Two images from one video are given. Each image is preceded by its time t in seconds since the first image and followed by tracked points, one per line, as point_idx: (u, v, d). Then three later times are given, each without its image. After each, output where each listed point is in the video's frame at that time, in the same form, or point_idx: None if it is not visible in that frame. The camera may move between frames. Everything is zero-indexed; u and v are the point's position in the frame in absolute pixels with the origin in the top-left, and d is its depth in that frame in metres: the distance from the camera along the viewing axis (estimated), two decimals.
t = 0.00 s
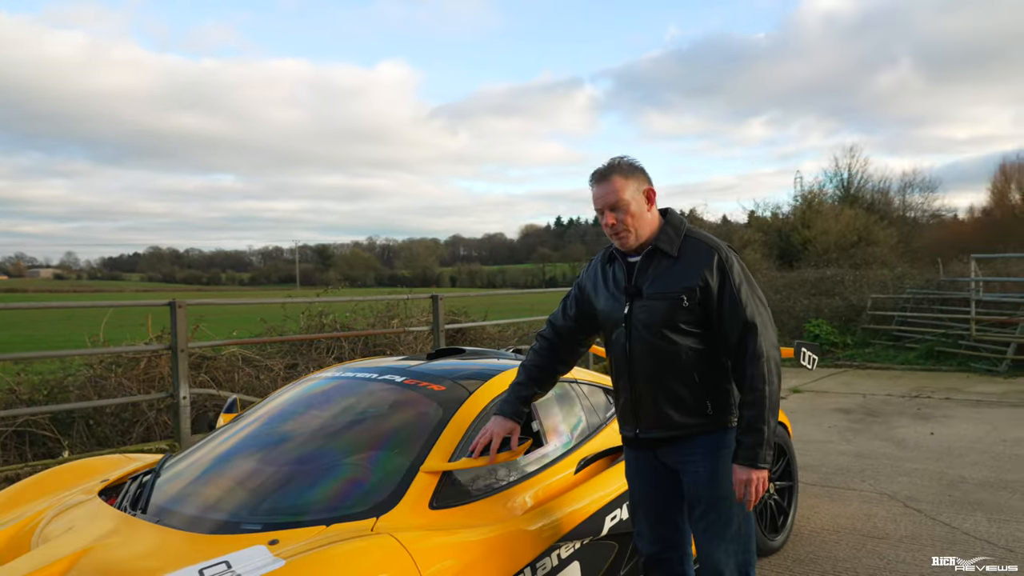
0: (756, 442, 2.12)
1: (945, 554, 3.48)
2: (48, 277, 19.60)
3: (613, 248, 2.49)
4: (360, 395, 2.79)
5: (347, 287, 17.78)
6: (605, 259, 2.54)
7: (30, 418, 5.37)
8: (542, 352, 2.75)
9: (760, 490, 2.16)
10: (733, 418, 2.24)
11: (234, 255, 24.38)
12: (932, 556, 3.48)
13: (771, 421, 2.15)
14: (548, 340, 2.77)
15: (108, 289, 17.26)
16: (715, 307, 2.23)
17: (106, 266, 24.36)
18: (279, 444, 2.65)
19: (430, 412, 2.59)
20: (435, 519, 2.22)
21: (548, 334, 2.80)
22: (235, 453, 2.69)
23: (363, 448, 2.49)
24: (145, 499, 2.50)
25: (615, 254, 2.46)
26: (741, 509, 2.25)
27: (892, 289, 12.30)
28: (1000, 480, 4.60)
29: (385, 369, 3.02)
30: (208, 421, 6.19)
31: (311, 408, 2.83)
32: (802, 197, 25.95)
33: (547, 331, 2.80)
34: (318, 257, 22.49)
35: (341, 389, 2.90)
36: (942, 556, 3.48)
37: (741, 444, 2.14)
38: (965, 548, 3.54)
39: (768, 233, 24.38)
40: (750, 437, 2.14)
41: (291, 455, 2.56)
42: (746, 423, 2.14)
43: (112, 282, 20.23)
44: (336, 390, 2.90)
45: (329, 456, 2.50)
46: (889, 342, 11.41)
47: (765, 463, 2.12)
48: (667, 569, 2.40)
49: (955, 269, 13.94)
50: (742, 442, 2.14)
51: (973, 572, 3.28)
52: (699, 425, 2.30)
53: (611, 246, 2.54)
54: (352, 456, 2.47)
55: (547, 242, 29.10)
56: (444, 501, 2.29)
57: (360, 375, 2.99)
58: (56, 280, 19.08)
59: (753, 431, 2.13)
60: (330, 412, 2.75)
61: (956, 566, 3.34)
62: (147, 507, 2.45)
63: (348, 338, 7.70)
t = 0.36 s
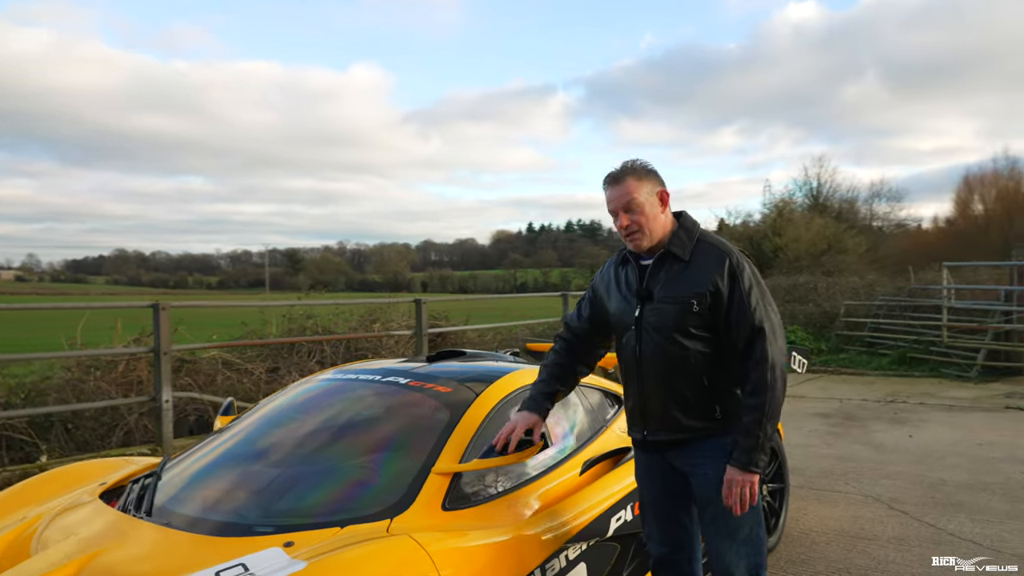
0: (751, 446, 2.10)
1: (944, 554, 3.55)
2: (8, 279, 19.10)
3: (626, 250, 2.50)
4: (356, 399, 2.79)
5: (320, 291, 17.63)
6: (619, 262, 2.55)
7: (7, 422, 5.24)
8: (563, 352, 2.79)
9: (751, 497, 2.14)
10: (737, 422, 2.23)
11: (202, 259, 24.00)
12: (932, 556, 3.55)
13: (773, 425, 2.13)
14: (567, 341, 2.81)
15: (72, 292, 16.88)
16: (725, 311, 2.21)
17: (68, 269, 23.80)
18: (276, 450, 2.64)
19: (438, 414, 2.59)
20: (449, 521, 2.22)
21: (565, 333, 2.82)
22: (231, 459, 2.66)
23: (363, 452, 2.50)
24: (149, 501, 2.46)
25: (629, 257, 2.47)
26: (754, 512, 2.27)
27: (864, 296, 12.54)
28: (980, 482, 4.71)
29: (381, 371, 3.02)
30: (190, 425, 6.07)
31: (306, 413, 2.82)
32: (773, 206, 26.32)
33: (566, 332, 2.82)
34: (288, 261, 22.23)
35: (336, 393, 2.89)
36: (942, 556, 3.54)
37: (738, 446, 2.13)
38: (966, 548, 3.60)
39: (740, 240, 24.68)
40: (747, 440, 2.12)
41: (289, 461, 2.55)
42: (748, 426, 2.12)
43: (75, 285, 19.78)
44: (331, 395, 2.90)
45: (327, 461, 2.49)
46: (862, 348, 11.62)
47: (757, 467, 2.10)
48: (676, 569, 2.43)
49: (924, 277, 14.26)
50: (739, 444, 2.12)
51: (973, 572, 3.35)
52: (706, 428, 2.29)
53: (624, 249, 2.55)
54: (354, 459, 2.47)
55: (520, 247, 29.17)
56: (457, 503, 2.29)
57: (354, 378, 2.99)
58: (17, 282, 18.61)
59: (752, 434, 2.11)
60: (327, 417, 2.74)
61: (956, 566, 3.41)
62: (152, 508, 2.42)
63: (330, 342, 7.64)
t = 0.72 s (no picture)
0: (744, 438, 2.15)
1: (943, 554, 3.47)
2: None
3: (619, 245, 2.57)
4: (331, 401, 2.75)
5: (262, 291, 17.29)
6: (609, 257, 2.61)
7: None
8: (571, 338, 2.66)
9: (743, 490, 2.18)
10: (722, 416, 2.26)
11: (134, 258, 23.24)
12: (932, 556, 3.46)
13: (759, 418, 2.17)
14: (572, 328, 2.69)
15: None
16: (713, 305, 2.28)
17: None
18: (253, 454, 2.59)
19: (425, 411, 2.57)
20: (443, 520, 2.21)
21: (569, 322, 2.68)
22: (205, 463, 2.61)
23: (343, 452, 2.46)
24: (128, 507, 2.39)
25: (621, 252, 2.54)
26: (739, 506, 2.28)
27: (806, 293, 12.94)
28: (930, 471, 4.92)
29: (357, 371, 2.99)
30: (141, 429, 5.88)
31: (279, 417, 2.77)
32: (713, 206, 26.96)
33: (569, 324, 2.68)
34: (225, 261, 21.71)
35: (311, 394, 2.85)
36: (941, 556, 3.46)
37: (728, 440, 2.18)
38: (965, 548, 3.53)
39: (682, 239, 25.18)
40: (738, 433, 2.17)
41: (266, 464, 2.50)
42: (738, 418, 2.17)
43: None
44: (303, 398, 2.85)
45: (307, 462, 2.46)
46: (805, 344, 11.99)
47: (751, 460, 2.15)
48: (658, 563, 2.42)
49: (860, 275, 14.79)
50: (729, 439, 2.17)
51: (974, 572, 3.26)
52: (689, 421, 2.31)
53: (617, 245, 2.61)
54: (336, 459, 2.44)
55: (462, 246, 29.13)
56: (448, 502, 2.27)
57: (328, 379, 2.95)
58: None
59: (742, 427, 2.16)
60: (303, 418, 2.70)
61: (956, 566, 3.32)
62: (131, 513, 2.35)
63: (284, 343, 7.49)
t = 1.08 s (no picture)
0: (741, 429, 2.15)
1: (943, 553, 3.33)
2: None
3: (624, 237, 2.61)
4: (332, 395, 2.76)
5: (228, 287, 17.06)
6: (615, 249, 2.65)
7: None
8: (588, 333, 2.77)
9: (737, 480, 2.18)
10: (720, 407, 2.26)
11: (92, 252, 22.73)
12: (932, 555, 3.33)
13: (756, 409, 2.17)
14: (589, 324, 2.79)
15: None
16: (713, 299, 2.29)
17: None
18: (254, 446, 2.60)
19: (429, 404, 2.59)
20: (452, 508, 2.23)
21: (581, 313, 2.79)
22: (206, 456, 2.61)
23: (345, 445, 2.47)
24: (132, 500, 2.38)
25: (627, 245, 2.58)
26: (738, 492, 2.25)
27: (775, 285, 13.17)
28: (903, 457, 5.07)
29: (357, 364, 3.00)
30: (119, 425, 5.81)
31: (280, 411, 2.77)
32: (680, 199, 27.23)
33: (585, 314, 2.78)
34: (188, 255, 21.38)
35: (312, 387, 2.86)
36: (941, 555, 3.33)
37: (725, 428, 2.18)
38: (969, 547, 3.39)
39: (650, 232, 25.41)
40: (735, 425, 2.17)
41: (267, 459, 2.51)
42: (734, 408, 2.17)
43: None
44: (304, 391, 2.86)
45: (309, 455, 2.47)
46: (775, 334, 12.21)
47: (748, 451, 2.15)
48: (659, 546, 2.44)
49: (825, 267, 15.09)
50: (727, 428, 2.17)
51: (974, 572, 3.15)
52: (687, 410, 2.32)
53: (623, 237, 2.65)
54: (339, 452, 2.45)
55: (428, 239, 29.08)
56: (457, 491, 2.30)
57: (327, 372, 2.96)
58: None
59: (739, 418, 2.16)
60: (304, 412, 2.71)
61: (956, 566, 3.20)
62: (138, 506, 2.34)
63: (261, 337, 7.42)
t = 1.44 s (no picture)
0: (735, 427, 2.17)
1: (944, 553, 3.34)
2: None
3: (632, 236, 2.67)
4: (332, 397, 2.82)
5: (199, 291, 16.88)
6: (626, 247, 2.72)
7: None
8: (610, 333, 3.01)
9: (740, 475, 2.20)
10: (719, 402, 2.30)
11: (55, 256, 22.28)
12: (931, 555, 3.34)
13: (752, 406, 2.18)
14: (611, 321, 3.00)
15: None
16: (709, 300, 2.31)
17: None
18: (262, 446, 2.64)
19: (440, 401, 2.66)
20: (468, 501, 2.30)
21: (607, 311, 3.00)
22: (214, 455, 2.66)
23: (354, 442, 2.52)
24: (151, 498, 2.41)
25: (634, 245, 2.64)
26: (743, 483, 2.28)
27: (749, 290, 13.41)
28: (882, 454, 5.23)
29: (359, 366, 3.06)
30: (105, 429, 5.79)
31: (282, 413, 2.82)
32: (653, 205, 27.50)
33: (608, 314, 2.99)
34: (155, 260, 21.14)
35: (322, 387, 2.92)
36: (941, 555, 3.33)
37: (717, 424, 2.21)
38: (970, 547, 3.40)
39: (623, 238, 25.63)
40: (730, 423, 2.18)
41: (274, 457, 2.56)
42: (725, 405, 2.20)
43: None
44: (305, 394, 2.91)
45: (315, 452, 2.52)
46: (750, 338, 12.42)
47: (745, 448, 2.16)
48: (670, 534, 2.52)
49: (797, 272, 15.37)
50: (724, 423, 2.20)
51: (974, 572, 3.16)
52: (690, 405, 2.38)
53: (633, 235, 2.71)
54: (351, 447, 2.51)
55: (399, 243, 29.04)
56: (473, 485, 2.36)
57: (327, 375, 3.02)
58: None
59: (736, 415, 2.17)
60: (314, 411, 2.77)
61: (956, 566, 3.21)
62: (158, 503, 2.37)
63: (245, 340, 7.39)
